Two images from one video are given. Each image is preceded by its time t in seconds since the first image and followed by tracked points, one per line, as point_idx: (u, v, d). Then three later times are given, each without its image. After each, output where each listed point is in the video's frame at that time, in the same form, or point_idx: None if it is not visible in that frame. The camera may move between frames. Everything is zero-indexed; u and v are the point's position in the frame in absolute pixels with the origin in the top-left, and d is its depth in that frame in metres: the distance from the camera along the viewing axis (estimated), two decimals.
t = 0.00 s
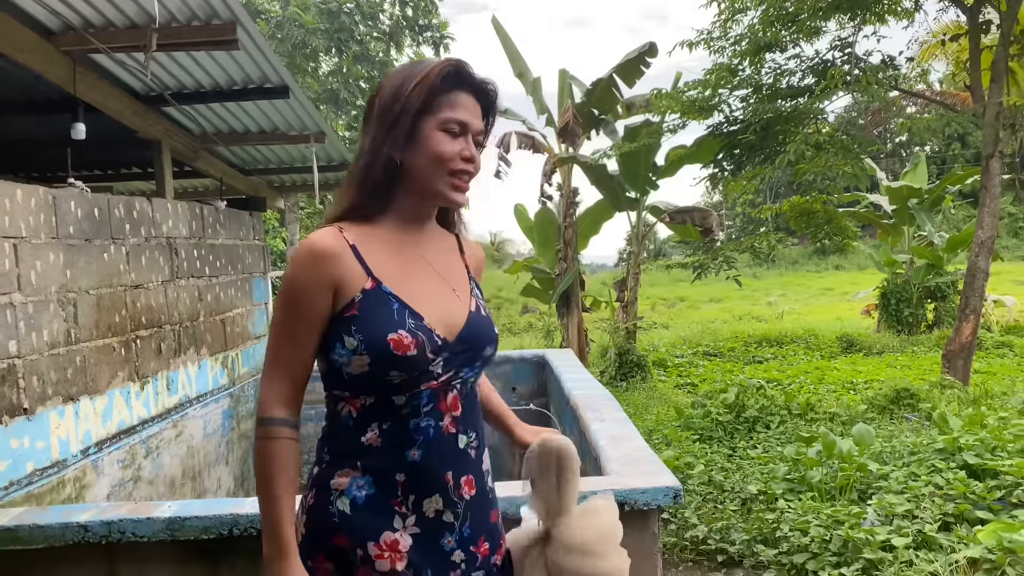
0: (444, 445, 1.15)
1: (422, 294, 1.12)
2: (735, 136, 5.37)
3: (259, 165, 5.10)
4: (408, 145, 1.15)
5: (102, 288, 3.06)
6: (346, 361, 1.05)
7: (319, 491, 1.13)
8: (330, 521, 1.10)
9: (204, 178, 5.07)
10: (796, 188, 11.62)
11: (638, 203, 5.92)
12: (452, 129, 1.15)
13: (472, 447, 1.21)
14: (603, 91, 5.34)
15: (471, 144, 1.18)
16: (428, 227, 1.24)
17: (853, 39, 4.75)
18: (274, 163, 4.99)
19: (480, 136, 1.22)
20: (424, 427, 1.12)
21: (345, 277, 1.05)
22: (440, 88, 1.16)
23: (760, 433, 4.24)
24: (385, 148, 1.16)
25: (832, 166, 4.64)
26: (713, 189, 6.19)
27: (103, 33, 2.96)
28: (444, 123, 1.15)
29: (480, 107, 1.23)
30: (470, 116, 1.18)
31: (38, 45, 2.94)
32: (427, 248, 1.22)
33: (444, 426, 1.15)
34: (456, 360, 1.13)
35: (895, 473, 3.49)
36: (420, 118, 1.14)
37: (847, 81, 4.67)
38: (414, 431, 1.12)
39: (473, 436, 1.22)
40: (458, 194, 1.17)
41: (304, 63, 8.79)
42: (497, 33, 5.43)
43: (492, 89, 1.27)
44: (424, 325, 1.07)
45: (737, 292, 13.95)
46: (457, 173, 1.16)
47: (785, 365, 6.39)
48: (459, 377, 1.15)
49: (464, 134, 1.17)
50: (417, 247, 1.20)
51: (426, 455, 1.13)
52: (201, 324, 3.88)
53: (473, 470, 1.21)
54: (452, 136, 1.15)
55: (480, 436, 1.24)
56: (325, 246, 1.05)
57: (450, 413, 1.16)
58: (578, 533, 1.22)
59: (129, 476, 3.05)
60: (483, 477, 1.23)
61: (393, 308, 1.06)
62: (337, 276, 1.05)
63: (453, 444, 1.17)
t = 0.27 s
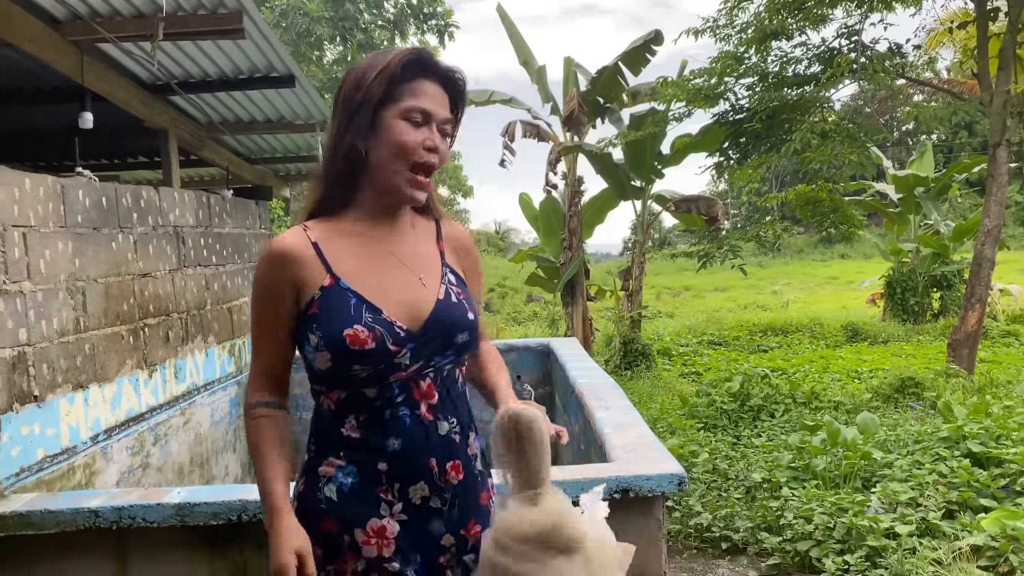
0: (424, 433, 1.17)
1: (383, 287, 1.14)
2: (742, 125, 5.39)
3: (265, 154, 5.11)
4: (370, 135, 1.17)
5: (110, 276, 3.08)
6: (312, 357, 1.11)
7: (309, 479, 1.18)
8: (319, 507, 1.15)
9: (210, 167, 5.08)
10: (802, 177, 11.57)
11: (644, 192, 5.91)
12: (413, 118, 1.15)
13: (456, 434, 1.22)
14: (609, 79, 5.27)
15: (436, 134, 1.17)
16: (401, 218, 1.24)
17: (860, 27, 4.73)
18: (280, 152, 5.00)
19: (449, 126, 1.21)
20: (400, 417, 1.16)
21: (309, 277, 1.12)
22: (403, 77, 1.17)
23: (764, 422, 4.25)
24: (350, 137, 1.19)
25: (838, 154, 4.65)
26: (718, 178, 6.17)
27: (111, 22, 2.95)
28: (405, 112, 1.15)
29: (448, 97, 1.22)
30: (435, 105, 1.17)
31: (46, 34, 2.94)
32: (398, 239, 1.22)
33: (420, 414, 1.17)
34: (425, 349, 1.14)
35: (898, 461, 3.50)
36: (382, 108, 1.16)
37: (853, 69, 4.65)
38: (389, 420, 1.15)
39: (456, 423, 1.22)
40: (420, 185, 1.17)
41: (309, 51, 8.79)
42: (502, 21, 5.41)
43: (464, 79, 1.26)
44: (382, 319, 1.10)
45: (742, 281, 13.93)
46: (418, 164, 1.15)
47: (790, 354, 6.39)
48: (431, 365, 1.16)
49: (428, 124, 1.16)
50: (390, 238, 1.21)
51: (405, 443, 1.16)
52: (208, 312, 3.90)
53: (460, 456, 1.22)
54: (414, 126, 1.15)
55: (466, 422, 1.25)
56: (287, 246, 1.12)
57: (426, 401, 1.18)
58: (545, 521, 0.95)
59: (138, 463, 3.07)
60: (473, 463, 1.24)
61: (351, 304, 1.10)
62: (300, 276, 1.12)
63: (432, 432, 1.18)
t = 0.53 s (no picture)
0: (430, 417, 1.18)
1: (378, 272, 1.15)
2: (751, 116, 5.34)
3: (275, 146, 5.13)
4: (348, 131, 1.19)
5: (122, 267, 3.10)
6: (315, 345, 1.14)
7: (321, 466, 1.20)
8: (331, 494, 1.16)
9: (220, 158, 5.10)
10: (812, 168, 11.52)
11: (653, 183, 5.89)
12: (379, 112, 1.15)
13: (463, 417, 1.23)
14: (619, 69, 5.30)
15: (403, 127, 1.14)
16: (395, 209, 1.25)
17: (872, 16, 4.69)
18: (290, 144, 5.02)
19: (423, 116, 1.17)
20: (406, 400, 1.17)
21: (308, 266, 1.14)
22: (372, 72, 1.17)
23: (774, 413, 4.25)
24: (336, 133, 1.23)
25: (850, 145, 4.65)
26: (728, 169, 6.15)
27: (122, 14, 2.96)
28: (371, 107, 1.15)
29: (423, 87, 1.19)
30: (402, 97, 1.15)
31: (58, 26, 2.95)
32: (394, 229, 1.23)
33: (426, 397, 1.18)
34: (426, 333, 1.16)
35: (908, 453, 3.49)
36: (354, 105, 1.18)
37: (864, 59, 4.63)
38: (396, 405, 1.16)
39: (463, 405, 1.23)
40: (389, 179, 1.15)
41: (318, 43, 8.81)
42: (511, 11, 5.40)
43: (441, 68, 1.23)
44: (381, 304, 1.12)
45: (752, 273, 13.90)
46: (384, 157, 1.14)
47: (800, 345, 6.38)
48: (434, 347, 1.17)
49: (394, 117, 1.15)
50: (386, 228, 1.23)
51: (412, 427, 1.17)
52: (219, 303, 3.93)
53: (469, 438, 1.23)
54: (379, 119, 1.14)
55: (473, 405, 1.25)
56: (280, 236, 1.14)
57: (431, 384, 1.18)
58: (427, 455, 0.82)
59: (151, 452, 3.09)
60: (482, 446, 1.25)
61: (350, 291, 1.12)
62: (299, 266, 1.14)
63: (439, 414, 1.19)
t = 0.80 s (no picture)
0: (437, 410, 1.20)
1: (386, 270, 1.18)
2: (765, 109, 5.30)
3: (287, 141, 5.15)
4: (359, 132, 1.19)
5: (137, 262, 3.12)
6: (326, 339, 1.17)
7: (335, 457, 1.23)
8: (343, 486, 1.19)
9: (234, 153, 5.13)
10: (824, 162, 11.46)
11: (665, 177, 5.87)
12: (388, 113, 1.14)
13: (471, 410, 1.23)
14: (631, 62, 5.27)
15: (412, 128, 1.13)
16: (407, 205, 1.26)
17: (887, 9, 4.66)
18: (303, 139, 5.04)
19: (432, 116, 1.16)
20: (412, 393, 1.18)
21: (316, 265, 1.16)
22: (381, 73, 1.17)
23: (787, 408, 4.24)
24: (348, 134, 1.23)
25: (863, 138, 4.61)
26: (741, 163, 6.12)
27: (135, 10, 2.95)
28: (380, 108, 1.14)
29: (433, 87, 1.18)
30: (410, 97, 1.14)
31: (72, 22, 2.97)
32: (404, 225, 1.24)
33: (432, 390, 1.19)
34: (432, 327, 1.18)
35: (921, 448, 3.47)
36: (364, 106, 1.17)
37: (879, 52, 4.59)
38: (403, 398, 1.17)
39: (471, 398, 1.24)
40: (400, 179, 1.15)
41: (330, 38, 8.84)
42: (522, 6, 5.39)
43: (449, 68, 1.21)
44: (386, 298, 1.14)
45: (765, 267, 13.84)
46: (394, 158, 1.13)
47: (813, 341, 6.34)
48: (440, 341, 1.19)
49: (403, 118, 1.14)
50: (398, 225, 1.24)
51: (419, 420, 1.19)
52: (233, 298, 3.95)
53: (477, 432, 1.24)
54: (388, 120, 1.14)
55: (482, 397, 1.26)
56: (291, 235, 1.16)
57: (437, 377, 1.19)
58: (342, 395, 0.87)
59: (165, 446, 3.11)
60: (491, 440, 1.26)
61: (357, 286, 1.15)
62: (308, 265, 1.16)
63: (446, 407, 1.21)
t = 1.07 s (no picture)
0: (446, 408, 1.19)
1: (400, 270, 1.18)
2: (777, 105, 5.24)
3: (299, 139, 5.17)
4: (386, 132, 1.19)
5: (150, 259, 3.13)
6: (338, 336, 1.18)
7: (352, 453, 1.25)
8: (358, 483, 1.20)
9: (246, 151, 5.15)
10: (837, 159, 11.40)
11: (677, 173, 5.84)
12: (419, 114, 1.14)
13: (483, 409, 1.22)
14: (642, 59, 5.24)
15: (444, 129, 1.15)
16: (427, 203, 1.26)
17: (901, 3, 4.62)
18: (315, 136, 5.05)
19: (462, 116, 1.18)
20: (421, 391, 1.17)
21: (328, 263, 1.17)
22: (409, 72, 1.16)
23: (799, 406, 4.22)
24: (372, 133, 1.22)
25: (877, 135, 4.59)
26: (754, 159, 6.09)
27: (147, 8, 2.96)
28: (411, 109, 1.14)
29: (462, 88, 1.19)
30: (441, 98, 1.15)
31: (86, 21, 2.98)
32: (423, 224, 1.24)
33: (441, 388, 1.18)
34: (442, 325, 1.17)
35: (936, 446, 3.44)
36: (392, 106, 1.17)
37: (893, 47, 4.56)
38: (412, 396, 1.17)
39: (483, 396, 1.22)
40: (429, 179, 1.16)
41: (341, 35, 8.87)
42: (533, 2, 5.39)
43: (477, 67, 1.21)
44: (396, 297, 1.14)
45: (777, 264, 13.78)
46: (426, 159, 1.15)
47: (826, 338, 6.31)
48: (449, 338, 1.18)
49: (434, 119, 1.14)
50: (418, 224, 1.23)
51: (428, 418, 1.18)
52: (245, 295, 3.97)
53: (489, 430, 1.23)
54: (419, 121, 1.14)
55: (495, 396, 1.24)
56: (309, 233, 1.18)
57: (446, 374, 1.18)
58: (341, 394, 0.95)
59: (178, 442, 3.10)
60: (503, 439, 1.24)
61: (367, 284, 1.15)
62: (322, 263, 1.17)
63: (456, 404, 1.20)
